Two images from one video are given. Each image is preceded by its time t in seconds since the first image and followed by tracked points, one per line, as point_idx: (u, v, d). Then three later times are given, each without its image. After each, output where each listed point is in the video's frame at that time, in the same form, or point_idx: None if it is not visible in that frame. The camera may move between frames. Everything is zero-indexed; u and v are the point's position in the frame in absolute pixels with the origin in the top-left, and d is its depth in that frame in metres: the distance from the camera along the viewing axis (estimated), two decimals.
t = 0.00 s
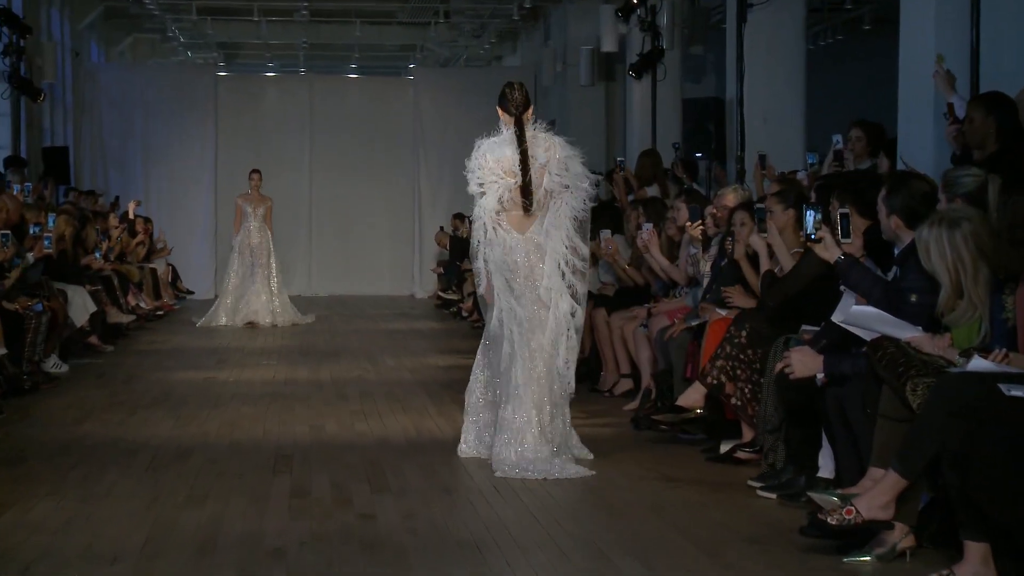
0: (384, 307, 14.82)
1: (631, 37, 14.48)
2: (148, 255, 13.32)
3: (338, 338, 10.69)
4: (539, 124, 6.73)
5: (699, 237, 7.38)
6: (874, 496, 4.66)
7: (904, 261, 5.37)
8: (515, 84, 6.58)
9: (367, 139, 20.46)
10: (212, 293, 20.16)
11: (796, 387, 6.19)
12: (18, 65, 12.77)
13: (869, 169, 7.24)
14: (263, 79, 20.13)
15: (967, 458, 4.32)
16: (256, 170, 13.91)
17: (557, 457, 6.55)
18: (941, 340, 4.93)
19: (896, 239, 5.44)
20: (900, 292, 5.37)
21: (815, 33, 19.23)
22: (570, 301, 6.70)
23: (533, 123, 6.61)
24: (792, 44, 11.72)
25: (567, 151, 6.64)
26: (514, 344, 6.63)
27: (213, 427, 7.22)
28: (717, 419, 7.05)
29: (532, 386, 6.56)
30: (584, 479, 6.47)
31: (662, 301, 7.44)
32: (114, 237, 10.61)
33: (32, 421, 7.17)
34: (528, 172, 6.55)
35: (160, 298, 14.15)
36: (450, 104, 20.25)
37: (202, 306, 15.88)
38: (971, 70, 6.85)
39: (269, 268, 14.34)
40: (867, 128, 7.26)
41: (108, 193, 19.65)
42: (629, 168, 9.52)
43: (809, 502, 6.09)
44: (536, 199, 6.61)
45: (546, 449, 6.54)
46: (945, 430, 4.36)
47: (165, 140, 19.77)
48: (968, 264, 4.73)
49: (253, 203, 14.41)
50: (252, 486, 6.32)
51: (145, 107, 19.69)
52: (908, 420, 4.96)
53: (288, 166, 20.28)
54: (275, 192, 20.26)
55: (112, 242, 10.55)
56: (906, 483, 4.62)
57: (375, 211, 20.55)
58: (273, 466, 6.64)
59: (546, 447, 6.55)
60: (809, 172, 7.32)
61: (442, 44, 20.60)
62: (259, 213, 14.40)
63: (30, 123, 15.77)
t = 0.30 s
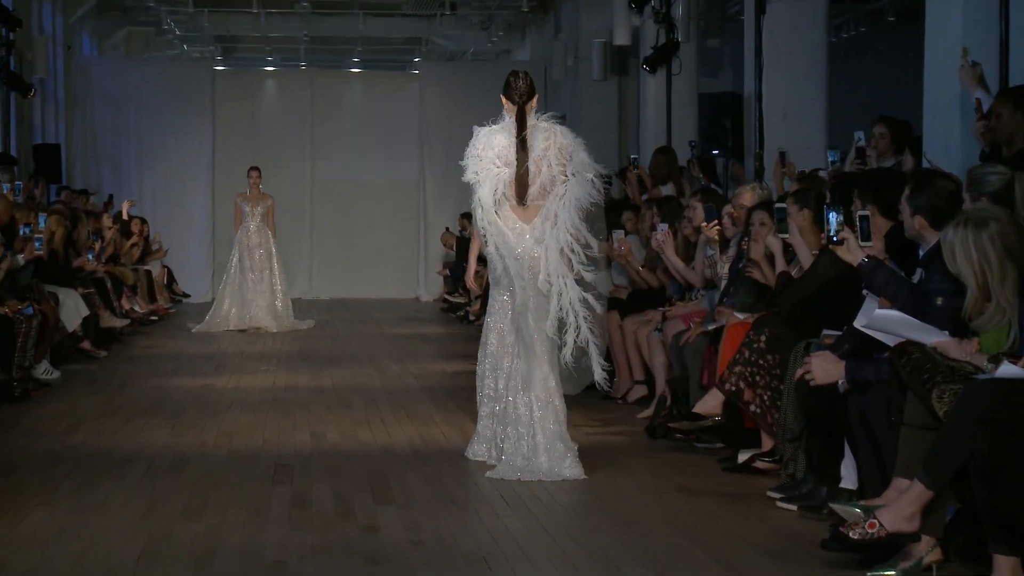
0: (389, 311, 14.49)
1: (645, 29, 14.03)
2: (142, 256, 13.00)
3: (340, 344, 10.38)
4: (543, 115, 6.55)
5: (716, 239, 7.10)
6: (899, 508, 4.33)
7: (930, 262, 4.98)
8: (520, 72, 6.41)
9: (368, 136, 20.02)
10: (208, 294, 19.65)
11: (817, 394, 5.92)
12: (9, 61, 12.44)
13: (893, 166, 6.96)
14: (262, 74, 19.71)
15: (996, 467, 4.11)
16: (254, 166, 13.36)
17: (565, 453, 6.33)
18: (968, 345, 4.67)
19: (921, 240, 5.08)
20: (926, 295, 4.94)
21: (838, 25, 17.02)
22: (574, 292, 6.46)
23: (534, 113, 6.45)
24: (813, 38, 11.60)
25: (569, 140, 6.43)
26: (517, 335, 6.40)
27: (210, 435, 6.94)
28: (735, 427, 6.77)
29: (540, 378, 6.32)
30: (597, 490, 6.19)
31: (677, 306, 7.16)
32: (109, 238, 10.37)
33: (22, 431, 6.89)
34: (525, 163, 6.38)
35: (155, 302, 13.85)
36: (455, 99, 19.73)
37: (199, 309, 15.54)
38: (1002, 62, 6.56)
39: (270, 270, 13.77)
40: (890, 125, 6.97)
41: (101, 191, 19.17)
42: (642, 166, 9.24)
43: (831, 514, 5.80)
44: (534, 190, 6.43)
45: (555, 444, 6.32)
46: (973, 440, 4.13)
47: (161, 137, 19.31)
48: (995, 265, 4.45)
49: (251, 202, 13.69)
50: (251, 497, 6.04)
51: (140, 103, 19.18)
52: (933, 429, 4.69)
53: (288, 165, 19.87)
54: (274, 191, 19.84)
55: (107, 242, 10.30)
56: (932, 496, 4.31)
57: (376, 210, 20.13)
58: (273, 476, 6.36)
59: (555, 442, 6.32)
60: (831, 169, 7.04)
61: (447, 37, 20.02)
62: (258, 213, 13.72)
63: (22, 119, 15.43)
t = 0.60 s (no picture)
0: (396, 315, 14.19)
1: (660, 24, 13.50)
2: (138, 258, 12.70)
3: (342, 350, 10.09)
4: (550, 127, 6.46)
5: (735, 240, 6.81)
6: (925, 520, 4.15)
7: (957, 266, 4.75)
8: (528, 82, 6.32)
9: (372, 133, 18.80)
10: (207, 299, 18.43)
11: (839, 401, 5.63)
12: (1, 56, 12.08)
13: (919, 165, 6.69)
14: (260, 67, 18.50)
15: None
16: (251, 164, 12.77)
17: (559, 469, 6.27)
18: (997, 351, 4.39)
19: (948, 241, 4.78)
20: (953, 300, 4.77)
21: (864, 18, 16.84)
22: (572, 307, 6.39)
23: (539, 124, 6.35)
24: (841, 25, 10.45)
25: (573, 153, 6.33)
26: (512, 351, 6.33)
27: (208, 444, 6.67)
28: (754, 435, 6.48)
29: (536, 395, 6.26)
30: (610, 502, 5.93)
31: (693, 310, 6.88)
32: (103, 241, 10.17)
33: (11, 440, 6.64)
34: (530, 175, 6.29)
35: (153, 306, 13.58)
36: (460, 94, 18.52)
37: (199, 314, 15.23)
38: None
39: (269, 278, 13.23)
40: (916, 121, 6.70)
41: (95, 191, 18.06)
42: (658, 164, 8.93)
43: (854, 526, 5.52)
44: (537, 203, 6.34)
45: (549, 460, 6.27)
46: (1000, 448, 3.91)
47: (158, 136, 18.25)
48: None
49: (252, 206, 13.08)
50: (250, 508, 5.78)
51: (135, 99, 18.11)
52: (963, 438, 4.43)
53: (288, 162, 18.68)
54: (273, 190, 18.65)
55: (102, 244, 10.11)
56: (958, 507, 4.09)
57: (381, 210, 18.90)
58: (273, 487, 6.10)
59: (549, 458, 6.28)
60: (855, 167, 6.83)
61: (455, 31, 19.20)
62: (259, 217, 13.11)
63: (12, 116, 15.04)
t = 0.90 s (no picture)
0: (402, 319, 13.86)
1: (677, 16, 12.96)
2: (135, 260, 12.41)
3: (347, 355, 9.80)
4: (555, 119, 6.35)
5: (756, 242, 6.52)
6: (954, 534, 4.04)
7: (988, 269, 4.44)
8: (528, 75, 6.18)
9: (378, 127, 17.88)
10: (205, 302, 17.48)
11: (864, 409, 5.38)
12: None
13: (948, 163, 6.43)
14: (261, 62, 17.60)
15: None
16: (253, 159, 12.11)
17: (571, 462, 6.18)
18: None
19: (978, 244, 4.44)
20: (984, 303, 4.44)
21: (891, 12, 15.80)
22: (578, 298, 6.34)
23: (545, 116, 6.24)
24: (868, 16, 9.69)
25: (582, 146, 6.25)
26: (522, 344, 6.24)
27: (207, 454, 6.41)
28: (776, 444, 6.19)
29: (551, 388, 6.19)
30: (627, 513, 5.67)
31: (712, 314, 6.60)
32: (97, 242, 9.93)
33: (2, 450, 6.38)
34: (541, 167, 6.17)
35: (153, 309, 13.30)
36: (471, 88, 17.58)
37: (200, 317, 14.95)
38: None
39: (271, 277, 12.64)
40: (944, 118, 6.44)
41: (89, 191, 17.08)
42: (675, 162, 8.61)
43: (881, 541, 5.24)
44: (549, 196, 6.22)
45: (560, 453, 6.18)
46: None
47: (153, 131, 17.21)
48: None
49: (251, 201, 12.51)
50: (250, 520, 5.51)
51: (130, 95, 17.10)
52: (993, 447, 4.28)
53: (290, 158, 17.73)
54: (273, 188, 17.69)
55: (95, 245, 9.82)
56: (991, 519, 3.99)
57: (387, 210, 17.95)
58: (274, 498, 5.84)
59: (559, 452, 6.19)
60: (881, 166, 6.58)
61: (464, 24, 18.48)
62: (259, 213, 12.55)
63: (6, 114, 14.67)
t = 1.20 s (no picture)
0: (411, 325, 13.57)
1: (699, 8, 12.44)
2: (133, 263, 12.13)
3: (352, 362, 9.53)
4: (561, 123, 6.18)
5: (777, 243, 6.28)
6: (988, 548, 3.97)
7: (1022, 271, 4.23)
8: (536, 76, 6.03)
9: (385, 125, 17.13)
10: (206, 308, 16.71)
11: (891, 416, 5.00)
12: None
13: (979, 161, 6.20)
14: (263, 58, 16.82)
15: None
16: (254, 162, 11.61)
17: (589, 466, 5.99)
18: None
19: (1010, 245, 4.27)
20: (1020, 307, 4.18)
21: None
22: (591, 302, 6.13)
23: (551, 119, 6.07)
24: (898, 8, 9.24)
25: (588, 148, 6.06)
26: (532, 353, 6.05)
27: (208, 463, 6.17)
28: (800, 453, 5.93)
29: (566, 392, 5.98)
30: (645, 524, 5.44)
31: (733, 318, 6.34)
32: (93, 244, 9.63)
33: None
34: (546, 171, 6.00)
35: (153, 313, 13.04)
36: (482, 84, 16.83)
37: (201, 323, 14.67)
38: None
39: (274, 282, 12.20)
40: (974, 113, 6.20)
41: (85, 190, 16.39)
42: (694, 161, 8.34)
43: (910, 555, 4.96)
44: (554, 200, 6.04)
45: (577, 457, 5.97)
46: None
47: (152, 129, 16.54)
48: None
49: (252, 204, 12.10)
50: (253, 532, 5.27)
51: (128, 90, 16.44)
52: None
53: (291, 161, 16.97)
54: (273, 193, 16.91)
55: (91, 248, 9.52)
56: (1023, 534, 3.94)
57: (393, 214, 17.20)
58: (277, 509, 5.59)
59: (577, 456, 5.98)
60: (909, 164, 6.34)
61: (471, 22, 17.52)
62: (262, 216, 12.13)
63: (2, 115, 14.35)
